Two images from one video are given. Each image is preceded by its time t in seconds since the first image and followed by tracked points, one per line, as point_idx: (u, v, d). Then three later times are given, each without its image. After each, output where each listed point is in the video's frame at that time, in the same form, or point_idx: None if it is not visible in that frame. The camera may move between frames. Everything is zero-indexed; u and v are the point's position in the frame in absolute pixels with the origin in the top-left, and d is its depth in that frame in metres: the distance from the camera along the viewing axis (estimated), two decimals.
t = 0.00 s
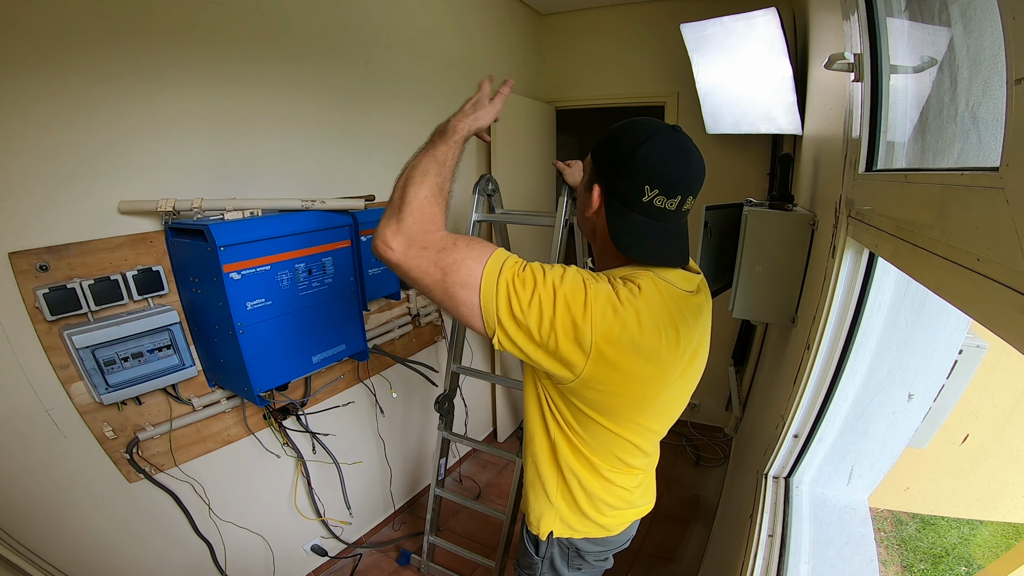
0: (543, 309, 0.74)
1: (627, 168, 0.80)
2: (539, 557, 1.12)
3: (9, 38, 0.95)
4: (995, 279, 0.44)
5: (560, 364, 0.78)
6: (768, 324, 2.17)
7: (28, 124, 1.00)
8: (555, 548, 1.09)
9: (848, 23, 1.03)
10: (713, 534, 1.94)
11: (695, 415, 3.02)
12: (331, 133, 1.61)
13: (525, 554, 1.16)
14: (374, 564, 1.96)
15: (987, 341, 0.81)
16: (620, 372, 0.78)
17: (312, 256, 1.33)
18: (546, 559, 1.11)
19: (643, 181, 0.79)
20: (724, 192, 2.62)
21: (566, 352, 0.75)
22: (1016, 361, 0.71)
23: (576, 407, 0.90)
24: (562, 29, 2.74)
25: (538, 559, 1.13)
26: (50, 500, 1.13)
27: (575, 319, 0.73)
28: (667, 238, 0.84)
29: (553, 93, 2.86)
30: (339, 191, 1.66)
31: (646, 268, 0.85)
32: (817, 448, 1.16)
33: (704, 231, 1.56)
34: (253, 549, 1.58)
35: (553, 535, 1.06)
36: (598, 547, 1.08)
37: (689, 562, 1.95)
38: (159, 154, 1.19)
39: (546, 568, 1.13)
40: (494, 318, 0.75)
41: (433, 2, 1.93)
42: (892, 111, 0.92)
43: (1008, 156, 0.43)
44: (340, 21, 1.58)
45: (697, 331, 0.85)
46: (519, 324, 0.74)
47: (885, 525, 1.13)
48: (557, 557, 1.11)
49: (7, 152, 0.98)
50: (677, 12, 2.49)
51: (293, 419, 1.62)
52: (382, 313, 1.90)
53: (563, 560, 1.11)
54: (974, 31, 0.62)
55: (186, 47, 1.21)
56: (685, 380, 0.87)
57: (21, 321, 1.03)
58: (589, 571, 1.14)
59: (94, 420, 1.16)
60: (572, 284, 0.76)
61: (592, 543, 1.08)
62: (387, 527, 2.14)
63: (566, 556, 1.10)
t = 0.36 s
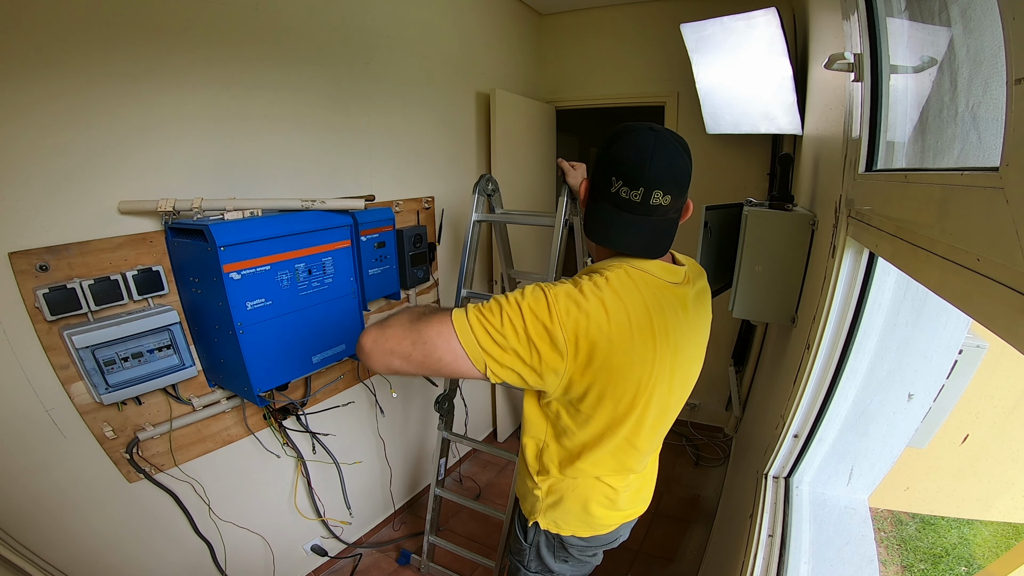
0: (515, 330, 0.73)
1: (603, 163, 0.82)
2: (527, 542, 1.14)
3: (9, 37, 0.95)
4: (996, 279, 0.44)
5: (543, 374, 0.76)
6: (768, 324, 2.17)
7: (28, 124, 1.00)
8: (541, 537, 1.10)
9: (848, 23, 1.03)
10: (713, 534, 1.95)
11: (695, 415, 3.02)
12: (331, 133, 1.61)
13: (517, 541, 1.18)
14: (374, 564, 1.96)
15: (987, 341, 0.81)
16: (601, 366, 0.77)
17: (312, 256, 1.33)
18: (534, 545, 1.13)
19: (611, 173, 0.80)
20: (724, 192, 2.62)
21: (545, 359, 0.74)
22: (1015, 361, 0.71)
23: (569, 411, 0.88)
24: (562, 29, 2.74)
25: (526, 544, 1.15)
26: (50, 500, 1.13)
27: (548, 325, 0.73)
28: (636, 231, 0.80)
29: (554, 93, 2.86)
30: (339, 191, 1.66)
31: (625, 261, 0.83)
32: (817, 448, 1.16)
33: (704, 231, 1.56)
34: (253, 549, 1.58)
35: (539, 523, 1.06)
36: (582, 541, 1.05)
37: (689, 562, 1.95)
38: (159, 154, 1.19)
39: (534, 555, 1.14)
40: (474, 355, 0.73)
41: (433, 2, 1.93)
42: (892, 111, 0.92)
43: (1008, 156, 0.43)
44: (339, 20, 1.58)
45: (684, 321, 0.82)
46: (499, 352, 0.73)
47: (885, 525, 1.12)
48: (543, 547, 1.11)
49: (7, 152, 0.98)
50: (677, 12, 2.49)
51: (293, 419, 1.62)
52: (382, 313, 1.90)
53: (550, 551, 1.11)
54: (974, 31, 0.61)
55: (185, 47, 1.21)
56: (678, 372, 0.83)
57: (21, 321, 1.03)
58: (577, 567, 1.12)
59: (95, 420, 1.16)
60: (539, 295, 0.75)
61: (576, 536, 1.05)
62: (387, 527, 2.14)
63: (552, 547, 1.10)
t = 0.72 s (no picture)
0: (531, 346, 0.64)
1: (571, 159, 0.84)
2: (533, 536, 1.14)
3: (10, 38, 0.95)
4: (996, 279, 0.44)
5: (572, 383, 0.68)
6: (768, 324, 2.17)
7: (28, 124, 1.00)
8: (548, 529, 1.10)
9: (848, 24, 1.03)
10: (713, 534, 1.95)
11: (695, 415, 3.02)
12: (331, 133, 1.61)
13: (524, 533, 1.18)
14: (374, 564, 1.96)
15: (987, 341, 0.81)
16: (610, 352, 0.72)
17: (312, 256, 1.33)
18: (540, 539, 1.13)
19: (577, 169, 0.82)
20: (724, 192, 2.62)
21: (569, 361, 0.66)
22: (1016, 361, 0.71)
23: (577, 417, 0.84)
24: (562, 29, 2.74)
25: (533, 538, 1.15)
26: (50, 501, 1.13)
27: (555, 325, 0.66)
28: (604, 222, 0.81)
29: (554, 93, 2.86)
30: (340, 191, 1.66)
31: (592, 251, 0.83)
32: (817, 448, 1.16)
33: (704, 231, 1.56)
34: (253, 549, 1.58)
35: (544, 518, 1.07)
36: (586, 531, 1.06)
37: (689, 562, 1.95)
38: (160, 154, 1.19)
39: (540, 549, 1.14)
40: (527, 390, 0.61)
41: (433, 2, 1.93)
42: (892, 111, 0.92)
43: (1008, 156, 0.43)
44: (340, 21, 1.58)
45: (658, 293, 0.81)
46: (536, 374, 0.62)
47: (885, 525, 1.12)
48: (549, 539, 1.11)
49: (8, 152, 0.98)
50: (677, 12, 2.49)
51: (293, 418, 1.62)
52: (382, 313, 1.90)
53: (556, 543, 1.11)
54: (974, 31, 0.61)
55: (185, 47, 1.21)
56: (668, 345, 0.82)
57: (21, 321, 1.03)
58: (582, 560, 1.13)
59: (95, 420, 1.16)
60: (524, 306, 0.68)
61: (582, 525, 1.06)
62: (387, 527, 2.14)
63: (559, 539, 1.10)
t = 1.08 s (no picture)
0: (587, 370, 0.65)
1: (587, 170, 0.82)
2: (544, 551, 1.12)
3: (9, 37, 0.95)
4: (996, 279, 0.44)
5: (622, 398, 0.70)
6: (768, 324, 2.17)
7: (28, 124, 1.00)
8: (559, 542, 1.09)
9: (848, 24, 1.03)
10: (713, 534, 1.95)
11: (695, 415, 3.02)
12: (331, 133, 1.61)
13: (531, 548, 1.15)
14: (374, 564, 1.96)
15: (987, 341, 0.81)
16: (648, 363, 0.75)
17: (312, 256, 1.33)
18: (551, 552, 1.11)
19: (621, 175, 0.80)
20: (724, 192, 2.62)
21: (620, 377, 0.69)
22: (1016, 361, 0.71)
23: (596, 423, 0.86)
24: (562, 29, 2.74)
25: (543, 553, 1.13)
26: (49, 501, 1.13)
27: (602, 344, 0.67)
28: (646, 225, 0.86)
29: (554, 93, 2.86)
30: (340, 191, 1.66)
31: (615, 255, 0.84)
32: (817, 448, 1.16)
33: (704, 231, 1.56)
34: (253, 549, 1.58)
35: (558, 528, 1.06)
36: (601, 537, 1.07)
37: (689, 562, 1.95)
38: (160, 154, 1.20)
39: (552, 562, 1.12)
40: (595, 416, 0.63)
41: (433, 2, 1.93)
42: (892, 111, 0.92)
43: (1008, 156, 0.43)
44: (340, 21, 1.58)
45: (671, 292, 0.85)
46: (598, 397, 0.64)
47: (885, 526, 1.12)
48: (561, 550, 1.10)
49: (8, 152, 0.98)
50: (677, 12, 2.49)
51: (293, 419, 1.62)
52: (382, 313, 1.90)
53: (568, 554, 1.11)
54: (974, 31, 0.62)
55: (186, 48, 1.21)
56: (684, 341, 0.86)
57: (21, 321, 1.03)
58: (593, 565, 1.14)
59: (94, 420, 1.16)
60: (567, 327, 0.68)
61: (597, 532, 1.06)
62: (387, 527, 2.14)
63: (571, 548, 1.10)
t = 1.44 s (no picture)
0: (661, 356, 0.60)
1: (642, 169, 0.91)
2: (560, 559, 1.12)
3: (9, 38, 0.95)
4: (996, 279, 0.44)
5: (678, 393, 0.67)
6: (768, 324, 2.17)
7: (27, 124, 1.00)
8: (577, 547, 1.11)
9: (848, 23, 1.03)
10: (713, 534, 1.95)
11: (694, 415, 3.02)
12: (331, 133, 1.61)
13: (544, 557, 1.15)
14: (374, 564, 1.96)
15: (987, 341, 0.81)
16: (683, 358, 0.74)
17: (312, 256, 1.33)
18: (568, 559, 1.12)
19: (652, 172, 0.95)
20: (724, 192, 2.62)
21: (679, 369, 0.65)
22: (1016, 361, 0.71)
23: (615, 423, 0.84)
24: (562, 29, 2.74)
25: (559, 561, 1.13)
26: (49, 500, 1.13)
27: (665, 335, 0.64)
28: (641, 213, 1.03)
29: (554, 93, 2.86)
30: (340, 191, 1.66)
31: (631, 254, 0.88)
32: (817, 448, 1.16)
33: (704, 231, 1.56)
34: (253, 549, 1.58)
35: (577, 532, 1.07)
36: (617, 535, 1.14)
37: (689, 562, 1.95)
38: (160, 155, 1.20)
39: (568, 570, 1.13)
40: (683, 399, 0.56)
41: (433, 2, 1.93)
42: (892, 111, 0.92)
43: (1008, 156, 0.43)
44: (339, 20, 1.58)
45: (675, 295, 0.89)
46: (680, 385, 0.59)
47: (885, 526, 1.11)
48: (578, 555, 1.12)
49: (8, 152, 0.98)
50: (677, 12, 2.49)
51: (293, 419, 1.62)
52: (382, 312, 1.90)
53: (585, 557, 1.14)
54: (974, 31, 0.61)
55: (185, 48, 1.21)
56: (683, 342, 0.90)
57: (21, 321, 1.03)
58: (603, 564, 1.19)
59: (94, 420, 1.16)
60: (627, 319, 0.64)
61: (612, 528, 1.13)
62: (387, 527, 2.14)
63: (588, 551, 1.13)
